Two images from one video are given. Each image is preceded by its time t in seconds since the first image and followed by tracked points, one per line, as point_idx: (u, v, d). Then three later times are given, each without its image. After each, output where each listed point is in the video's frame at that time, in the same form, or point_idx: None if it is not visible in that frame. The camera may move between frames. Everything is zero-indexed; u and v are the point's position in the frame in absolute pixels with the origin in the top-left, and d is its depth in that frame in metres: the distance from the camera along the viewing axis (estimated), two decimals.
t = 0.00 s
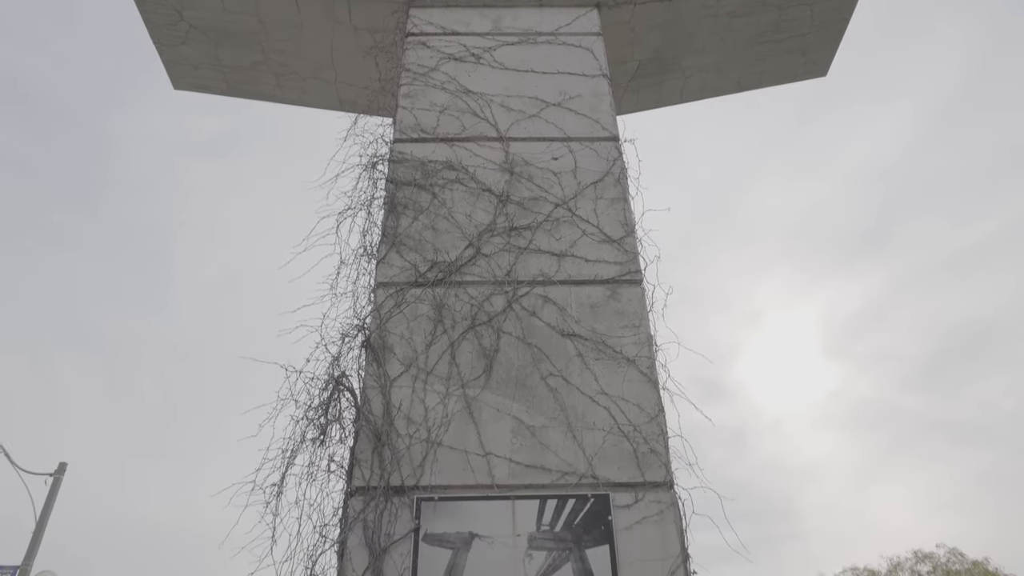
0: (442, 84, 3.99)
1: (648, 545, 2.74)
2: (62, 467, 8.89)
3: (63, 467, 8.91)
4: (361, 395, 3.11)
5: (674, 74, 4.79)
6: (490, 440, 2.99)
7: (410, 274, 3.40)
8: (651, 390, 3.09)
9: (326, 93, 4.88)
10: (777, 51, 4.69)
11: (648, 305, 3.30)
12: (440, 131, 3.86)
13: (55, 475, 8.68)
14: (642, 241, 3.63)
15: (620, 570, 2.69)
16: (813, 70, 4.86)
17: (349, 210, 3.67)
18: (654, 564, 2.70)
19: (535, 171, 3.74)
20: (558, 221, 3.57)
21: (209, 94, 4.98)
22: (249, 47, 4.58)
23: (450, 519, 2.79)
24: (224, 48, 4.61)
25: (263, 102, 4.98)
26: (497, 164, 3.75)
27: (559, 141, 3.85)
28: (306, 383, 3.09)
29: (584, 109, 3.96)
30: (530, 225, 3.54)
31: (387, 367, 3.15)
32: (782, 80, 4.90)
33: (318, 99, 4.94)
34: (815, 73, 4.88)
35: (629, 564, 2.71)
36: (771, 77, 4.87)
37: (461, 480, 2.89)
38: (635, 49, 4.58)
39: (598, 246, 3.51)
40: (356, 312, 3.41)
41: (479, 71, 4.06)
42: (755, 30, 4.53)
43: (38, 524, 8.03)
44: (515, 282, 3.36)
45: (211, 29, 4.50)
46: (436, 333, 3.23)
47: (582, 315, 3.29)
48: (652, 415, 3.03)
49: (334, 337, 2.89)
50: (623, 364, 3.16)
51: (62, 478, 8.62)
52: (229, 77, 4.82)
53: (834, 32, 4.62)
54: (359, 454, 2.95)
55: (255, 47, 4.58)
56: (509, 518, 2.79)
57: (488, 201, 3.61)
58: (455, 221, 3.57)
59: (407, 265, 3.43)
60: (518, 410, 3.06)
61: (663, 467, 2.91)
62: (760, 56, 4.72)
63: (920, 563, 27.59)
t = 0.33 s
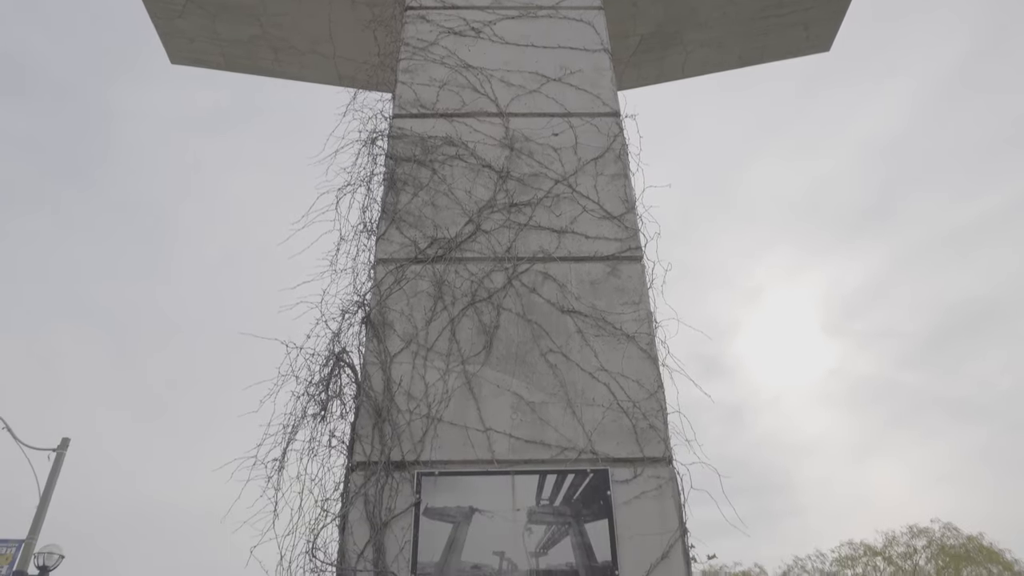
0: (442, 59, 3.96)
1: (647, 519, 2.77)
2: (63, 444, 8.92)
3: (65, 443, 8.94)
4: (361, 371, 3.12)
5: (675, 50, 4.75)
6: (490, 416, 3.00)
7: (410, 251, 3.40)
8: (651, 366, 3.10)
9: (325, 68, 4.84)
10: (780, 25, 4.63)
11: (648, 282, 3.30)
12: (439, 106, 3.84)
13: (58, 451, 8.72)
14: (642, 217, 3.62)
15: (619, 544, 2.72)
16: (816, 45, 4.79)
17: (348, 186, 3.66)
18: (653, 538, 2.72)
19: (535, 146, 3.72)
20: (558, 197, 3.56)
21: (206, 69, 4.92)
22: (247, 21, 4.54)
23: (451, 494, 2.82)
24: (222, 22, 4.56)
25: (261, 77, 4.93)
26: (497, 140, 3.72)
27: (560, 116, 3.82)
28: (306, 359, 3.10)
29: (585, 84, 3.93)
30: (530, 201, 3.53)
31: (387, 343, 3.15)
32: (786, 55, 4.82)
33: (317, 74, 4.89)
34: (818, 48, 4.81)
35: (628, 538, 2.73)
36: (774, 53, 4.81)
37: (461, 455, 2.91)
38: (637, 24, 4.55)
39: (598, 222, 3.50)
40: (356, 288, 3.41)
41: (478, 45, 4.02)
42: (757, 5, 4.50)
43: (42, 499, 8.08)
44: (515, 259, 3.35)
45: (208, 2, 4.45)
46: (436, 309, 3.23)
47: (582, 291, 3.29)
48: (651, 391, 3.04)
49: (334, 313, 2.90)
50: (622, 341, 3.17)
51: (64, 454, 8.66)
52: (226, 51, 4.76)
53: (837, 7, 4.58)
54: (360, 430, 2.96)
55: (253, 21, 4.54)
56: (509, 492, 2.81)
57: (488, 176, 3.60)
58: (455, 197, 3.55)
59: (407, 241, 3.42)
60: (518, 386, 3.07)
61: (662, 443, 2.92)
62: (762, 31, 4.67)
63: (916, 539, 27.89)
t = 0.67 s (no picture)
0: (441, 34, 3.93)
1: (645, 495, 2.79)
2: (66, 420, 8.98)
3: (68, 419, 9.00)
4: (361, 347, 3.13)
5: (677, 24, 4.70)
6: (490, 392, 3.01)
7: (410, 228, 3.39)
8: (650, 344, 3.11)
9: (323, 43, 4.80)
10: None
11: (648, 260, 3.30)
12: (439, 82, 3.81)
13: (61, 427, 8.78)
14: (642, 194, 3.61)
15: (617, 520, 2.74)
16: (820, 20, 4.74)
17: (347, 163, 3.64)
18: (651, 513, 2.75)
19: (535, 123, 3.69)
20: (558, 174, 3.55)
21: (203, 44, 4.88)
22: None
23: (451, 470, 2.84)
24: None
25: (259, 52, 4.89)
26: (497, 116, 3.70)
27: (560, 92, 3.80)
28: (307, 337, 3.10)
29: (586, 60, 3.90)
30: (530, 178, 3.52)
31: (387, 320, 3.16)
32: (789, 30, 4.77)
33: (315, 49, 4.85)
34: (822, 22, 4.76)
35: (627, 513, 2.76)
36: (777, 28, 4.76)
37: (461, 431, 2.93)
38: None
39: (599, 199, 3.49)
40: (355, 265, 3.40)
41: (478, 20, 4.00)
42: None
43: (45, 475, 8.14)
44: (515, 236, 3.35)
45: None
46: (436, 287, 3.23)
47: (582, 269, 3.29)
48: (650, 368, 3.05)
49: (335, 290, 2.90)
50: (622, 318, 3.17)
51: (67, 430, 8.72)
52: (223, 26, 4.71)
53: None
54: (360, 406, 2.97)
55: None
56: (508, 468, 2.83)
57: (488, 153, 3.58)
58: (455, 173, 3.54)
59: (407, 218, 3.41)
60: (518, 363, 3.08)
61: (661, 419, 2.94)
62: (765, 5, 4.62)
63: (911, 513, 28.20)
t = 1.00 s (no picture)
0: (441, 9, 3.90)
1: (644, 471, 2.81)
2: (69, 396, 9.01)
3: (70, 396, 9.02)
4: (362, 325, 3.14)
5: None
6: (490, 369, 3.02)
7: (409, 205, 3.38)
8: (650, 321, 3.12)
9: (321, 18, 4.75)
10: None
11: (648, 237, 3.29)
12: (438, 57, 3.78)
13: (63, 404, 8.82)
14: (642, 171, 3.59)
15: (616, 495, 2.76)
16: None
17: (347, 140, 3.62)
18: (650, 489, 2.77)
19: (535, 99, 3.67)
20: (559, 150, 3.53)
21: (199, 18, 4.83)
22: None
23: (451, 446, 2.85)
24: None
25: (256, 27, 4.84)
26: (497, 92, 3.68)
27: (561, 68, 3.77)
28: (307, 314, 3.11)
29: (586, 35, 3.87)
30: (529, 155, 3.50)
31: (387, 298, 3.16)
32: (792, 5, 4.72)
33: (312, 24, 4.80)
34: None
35: (626, 489, 2.78)
36: (780, 3, 4.71)
37: (461, 408, 2.94)
38: None
39: (599, 176, 3.48)
40: (355, 243, 3.40)
41: None
42: None
43: (48, 451, 8.19)
44: (515, 213, 3.34)
45: None
46: (436, 264, 3.23)
47: (582, 247, 3.29)
48: (650, 346, 3.06)
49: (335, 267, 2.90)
50: (622, 296, 3.17)
51: (69, 407, 8.76)
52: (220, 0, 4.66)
53: None
54: (360, 383, 2.98)
55: None
56: (508, 445, 2.85)
57: (488, 130, 3.56)
58: (455, 150, 3.52)
59: (406, 195, 3.40)
60: (518, 340, 3.08)
61: (660, 396, 2.95)
62: None
63: (908, 489, 28.44)
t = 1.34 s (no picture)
0: None
1: (642, 448, 2.83)
2: (71, 374, 9.04)
3: (71, 374, 9.04)
4: (362, 302, 3.14)
5: None
6: (490, 347, 3.03)
7: (409, 183, 3.37)
8: (650, 299, 3.12)
9: None
10: None
11: (648, 215, 3.28)
12: (438, 34, 3.75)
13: (64, 382, 8.84)
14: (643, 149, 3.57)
15: (616, 472, 2.78)
16: None
17: (346, 117, 3.60)
18: (649, 466, 2.79)
19: (536, 76, 3.64)
20: (559, 128, 3.51)
21: None
22: None
23: (451, 423, 2.87)
24: None
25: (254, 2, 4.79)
26: (497, 69, 3.65)
27: (561, 45, 3.74)
28: (307, 291, 3.11)
29: (588, 11, 3.83)
30: (530, 132, 3.48)
31: (387, 275, 3.16)
32: None
33: None
34: None
35: (625, 466, 2.79)
36: None
37: (461, 385, 2.95)
38: None
39: (600, 154, 3.46)
40: (355, 221, 3.39)
41: None
42: None
43: (51, 429, 8.23)
44: (515, 191, 3.33)
45: None
46: (436, 242, 3.23)
47: (582, 225, 3.28)
48: (650, 324, 3.07)
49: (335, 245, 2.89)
50: (622, 274, 3.17)
51: (70, 385, 8.78)
52: None
53: None
54: (361, 360, 2.99)
55: None
56: (508, 422, 2.86)
57: (488, 107, 3.54)
58: (455, 127, 3.50)
59: (406, 173, 3.39)
60: (518, 318, 3.09)
61: (660, 374, 2.96)
62: None
63: (906, 466, 28.65)
